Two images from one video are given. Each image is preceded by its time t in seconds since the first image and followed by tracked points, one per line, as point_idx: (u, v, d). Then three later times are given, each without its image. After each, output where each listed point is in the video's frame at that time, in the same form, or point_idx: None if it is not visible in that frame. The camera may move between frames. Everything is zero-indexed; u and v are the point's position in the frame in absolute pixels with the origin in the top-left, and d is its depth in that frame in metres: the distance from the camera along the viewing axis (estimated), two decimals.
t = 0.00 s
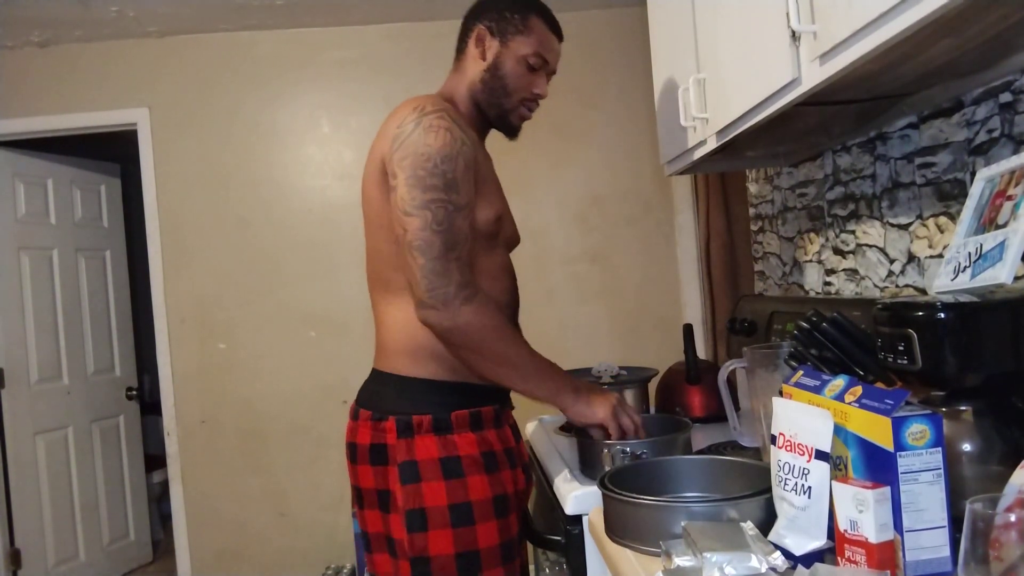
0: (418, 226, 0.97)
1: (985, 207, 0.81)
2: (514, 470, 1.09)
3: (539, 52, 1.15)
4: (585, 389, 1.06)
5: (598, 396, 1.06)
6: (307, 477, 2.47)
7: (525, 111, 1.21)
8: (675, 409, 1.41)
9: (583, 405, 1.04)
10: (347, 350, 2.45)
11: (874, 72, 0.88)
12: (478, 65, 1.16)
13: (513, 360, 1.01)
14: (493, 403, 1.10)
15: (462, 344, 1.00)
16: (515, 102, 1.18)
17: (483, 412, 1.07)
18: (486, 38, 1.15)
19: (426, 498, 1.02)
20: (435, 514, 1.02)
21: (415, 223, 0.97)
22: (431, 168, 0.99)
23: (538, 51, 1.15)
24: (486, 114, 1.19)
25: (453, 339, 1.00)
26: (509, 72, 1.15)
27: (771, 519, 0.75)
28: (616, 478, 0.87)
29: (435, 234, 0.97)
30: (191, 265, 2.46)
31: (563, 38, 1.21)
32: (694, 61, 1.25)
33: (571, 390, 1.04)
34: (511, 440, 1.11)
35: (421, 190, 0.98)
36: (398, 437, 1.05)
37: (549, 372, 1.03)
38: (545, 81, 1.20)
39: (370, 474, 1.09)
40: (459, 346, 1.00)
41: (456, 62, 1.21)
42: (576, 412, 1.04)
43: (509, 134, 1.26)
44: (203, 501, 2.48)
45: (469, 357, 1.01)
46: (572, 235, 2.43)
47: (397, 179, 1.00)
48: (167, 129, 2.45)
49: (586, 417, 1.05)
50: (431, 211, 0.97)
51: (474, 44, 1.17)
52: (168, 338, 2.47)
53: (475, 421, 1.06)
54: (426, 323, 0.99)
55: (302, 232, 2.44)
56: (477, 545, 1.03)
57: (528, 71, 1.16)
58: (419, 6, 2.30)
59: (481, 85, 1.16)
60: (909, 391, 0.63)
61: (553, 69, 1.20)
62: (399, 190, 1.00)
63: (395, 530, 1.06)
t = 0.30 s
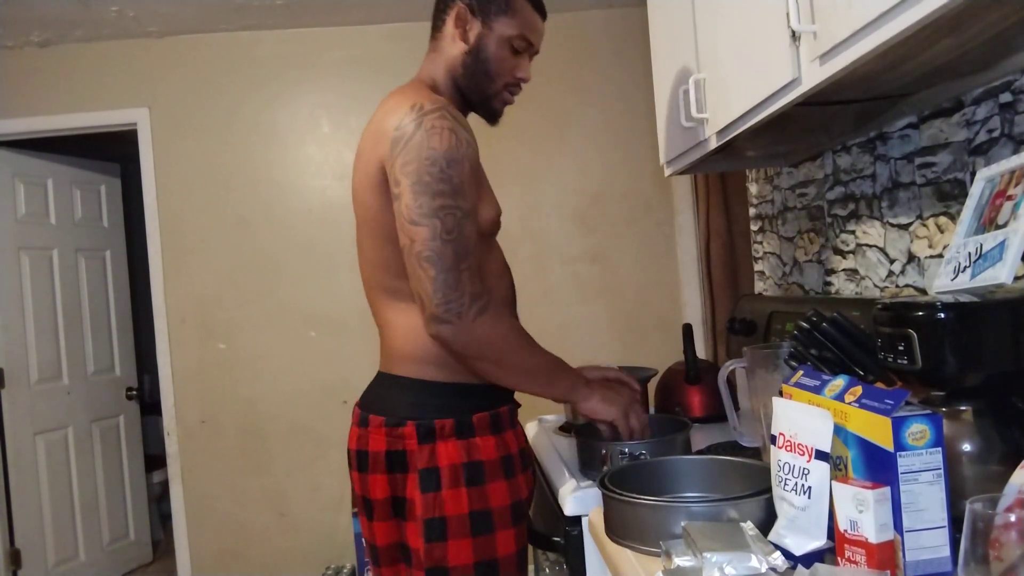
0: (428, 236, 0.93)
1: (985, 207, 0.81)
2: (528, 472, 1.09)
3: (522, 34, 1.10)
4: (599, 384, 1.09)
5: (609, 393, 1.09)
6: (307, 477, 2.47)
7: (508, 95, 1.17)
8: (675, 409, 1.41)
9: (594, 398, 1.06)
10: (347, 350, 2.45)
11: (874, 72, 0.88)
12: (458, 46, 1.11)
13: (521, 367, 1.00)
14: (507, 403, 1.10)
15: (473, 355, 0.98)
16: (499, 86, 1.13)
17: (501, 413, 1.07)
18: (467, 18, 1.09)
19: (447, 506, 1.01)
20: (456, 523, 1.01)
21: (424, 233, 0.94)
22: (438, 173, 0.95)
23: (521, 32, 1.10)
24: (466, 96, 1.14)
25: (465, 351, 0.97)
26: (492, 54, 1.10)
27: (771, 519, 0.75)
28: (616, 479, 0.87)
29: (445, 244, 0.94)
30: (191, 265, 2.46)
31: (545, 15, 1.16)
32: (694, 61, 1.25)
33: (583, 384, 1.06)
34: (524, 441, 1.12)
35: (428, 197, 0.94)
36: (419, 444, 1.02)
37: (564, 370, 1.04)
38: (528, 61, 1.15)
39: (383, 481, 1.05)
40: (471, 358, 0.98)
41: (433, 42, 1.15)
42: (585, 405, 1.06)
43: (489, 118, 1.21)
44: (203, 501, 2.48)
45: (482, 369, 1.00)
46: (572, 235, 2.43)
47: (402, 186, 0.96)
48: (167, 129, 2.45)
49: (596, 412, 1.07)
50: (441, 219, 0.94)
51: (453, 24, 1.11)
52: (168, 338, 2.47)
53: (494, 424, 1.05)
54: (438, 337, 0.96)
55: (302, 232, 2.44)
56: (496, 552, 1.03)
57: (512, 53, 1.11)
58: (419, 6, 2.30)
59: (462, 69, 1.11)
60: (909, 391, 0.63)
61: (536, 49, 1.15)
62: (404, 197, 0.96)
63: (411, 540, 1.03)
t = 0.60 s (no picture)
0: (407, 243, 0.93)
1: (985, 207, 0.81)
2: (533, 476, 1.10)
3: (516, 20, 1.09)
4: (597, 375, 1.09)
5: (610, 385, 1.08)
6: (307, 477, 2.47)
7: (500, 84, 1.16)
8: (675, 409, 1.41)
9: (593, 392, 1.06)
10: (347, 350, 2.45)
11: (874, 72, 0.88)
12: (446, 31, 1.11)
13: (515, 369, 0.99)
14: (513, 405, 1.11)
15: (460, 362, 0.97)
16: (491, 75, 1.13)
17: (508, 416, 1.08)
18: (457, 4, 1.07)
19: (457, 513, 1.01)
20: (466, 530, 1.01)
21: (404, 239, 0.93)
22: (418, 176, 0.94)
23: (514, 18, 1.08)
24: (458, 85, 1.15)
25: (451, 359, 0.97)
26: (483, 40, 1.09)
27: (771, 519, 0.75)
28: (616, 479, 0.87)
29: (427, 250, 0.93)
30: (191, 265, 2.46)
31: None
32: (693, 60, 1.25)
33: (583, 377, 1.07)
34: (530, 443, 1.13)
35: (408, 202, 0.93)
36: (427, 449, 1.02)
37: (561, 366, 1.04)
38: (521, 49, 1.14)
39: (389, 488, 1.04)
40: (459, 364, 0.98)
41: (422, 27, 1.14)
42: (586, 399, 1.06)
43: (481, 108, 1.21)
44: (203, 501, 2.48)
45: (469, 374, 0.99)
46: (572, 235, 2.43)
47: (381, 191, 0.95)
48: (167, 129, 2.45)
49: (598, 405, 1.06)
50: (422, 224, 0.93)
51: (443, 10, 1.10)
52: (168, 338, 2.47)
53: (501, 426, 1.06)
54: (421, 346, 0.96)
55: (302, 232, 2.44)
56: (504, 559, 1.03)
57: (505, 40, 1.10)
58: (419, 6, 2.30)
59: (453, 57, 1.11)
60: (909, 391, 0.63)
61: (529, 35, 1.14)
62: (384, 203, 0.95)
63: (419, 548, 1.02)
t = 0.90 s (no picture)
0: (432, 248, 0.93)
1: (985, 207, 0.81)
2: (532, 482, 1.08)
3: (502, 14, 1.08)
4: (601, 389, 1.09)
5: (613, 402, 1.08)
6: (307, 477, 2.47)
7: (489, 79, 1.16)
8: (675, 409, 1.41)
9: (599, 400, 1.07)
10: (347, 350, 2.45)
11: (875, 72, 0.88)
12: (430, 29, 1.11)
13: (540, 370, 1.00)
14: (512, 408, 1.09)
15: (494, 360, 0.98)
16: (478, 71, 1.13)
17: (503, 418, 1.06)
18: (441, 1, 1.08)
19: (439, 520, 1.00)
20: (448, 536, 1.00)
21: (427, 244, 0.93)
22: (419, 179, 0.94)
23: (500, 12, 1.08)
24: (444, 83, 1.14)
25: (491, 356, 0.98)
26: (469, 36, 1.09)
27: (771, 519, 0.75)
28: (616, 479, 0.87)
29: (452, 249, 0.94)
30: (191, 265, 2.46)
31: None
32: (693, 60, 1.25)
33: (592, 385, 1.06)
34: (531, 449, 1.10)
35: (419, 208, 0.93)
36: (410, 452, 1.02)
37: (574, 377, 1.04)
38: (508, 42, 1.14)
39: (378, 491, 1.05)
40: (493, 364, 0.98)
41: (407, 26, 1.14)
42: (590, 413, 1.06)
43: (469, 106, 1.20)
44: (204, 501, 2.48)
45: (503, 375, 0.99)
46: (572, 235, 2.43)
47: (383, 202, 0.95)
48: (167, 129, 2.45)
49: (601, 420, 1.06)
50: (441, 225, 0.93)
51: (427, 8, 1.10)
52: (168, 338, 2.47)
53: (494, 430, 1.05)
54: (465, 346, 0.96)
55: (302, 232, 2.44)
56: (491, 568, 1.01)
57: (491, 34, 1.10)
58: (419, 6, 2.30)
59: (438, 55, 1.11)
60: (909, 391, 0.63)
61: (516, 27, 1.13)
62: (390, 213, 0.95)
63: (405, 552, 1.03)
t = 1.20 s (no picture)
0: (437, 237, 0.93)
1: (985, 207, 0.81)
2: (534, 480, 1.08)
3: (496, 16, 1.08)
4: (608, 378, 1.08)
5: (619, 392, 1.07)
6: (307, 477, 2.47)
7: (485, 80, 1.16)
8: (675, 409, 1.41)
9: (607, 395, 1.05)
10: (347, 350, 2.45)
11: (875, 72, 0.88)
12: (426, 33, 1.11)
13: (545, 360, 0.99)
14: (514, 407, 1.10)
15: (500, 350, 0.98)
16: (474, 72, 1.13)
17: (507, 417, 1.07)
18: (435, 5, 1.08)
19: (445, 516, 1.00)
20: (454, 533, 1.00)
21: (432, 233, 0.93)
22: (425, 170, 0.95)
23: (493, 13, 1.07)
24: (443, 85, 1.15)
25: (496, 345, 0.97)
26: (463, 38, 1.08)
27: (771, 519, 0.75)
28: (616, 478, 0.87)
29: (457, 240, 0.94)
30: (191, 265, 2.46)
31: None
32: (694, 60, 1.25)
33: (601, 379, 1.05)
34: (533, 446, 1.11)
35: (425, 197, 0.94)
36: (417, 449, 1.02)
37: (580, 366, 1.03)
38: (503, 43, 1.13)
39: (383, 489, 1.05)
40: (499, 353, 0.98)
41: (403, 31, 1.14)
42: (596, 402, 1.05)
43: (467, 106, 1.21)
44: (203, 502, 2.48)
45: (509, 365, 0.99)
46: (572, 235, 2.43)
47: (391, 191, 0.95)
48: (167, 129, 2.45)
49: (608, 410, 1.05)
50: (446, 216, 0.94)
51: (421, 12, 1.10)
52: (168, 338, 2.47)
53: (498, 428, 1.05)
54: (469, 334, 0.96)
55: (302, 232, 2.44)
56: (495, 565, 1.02)
57: (486, 35, 1.09)
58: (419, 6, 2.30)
59: (435, 57, 1.11)
60: (909, 391, 0.63)
61: (510, 28, 1.13)
62: (398, 203, 0.95)
63: (410, 549, 1.02)
